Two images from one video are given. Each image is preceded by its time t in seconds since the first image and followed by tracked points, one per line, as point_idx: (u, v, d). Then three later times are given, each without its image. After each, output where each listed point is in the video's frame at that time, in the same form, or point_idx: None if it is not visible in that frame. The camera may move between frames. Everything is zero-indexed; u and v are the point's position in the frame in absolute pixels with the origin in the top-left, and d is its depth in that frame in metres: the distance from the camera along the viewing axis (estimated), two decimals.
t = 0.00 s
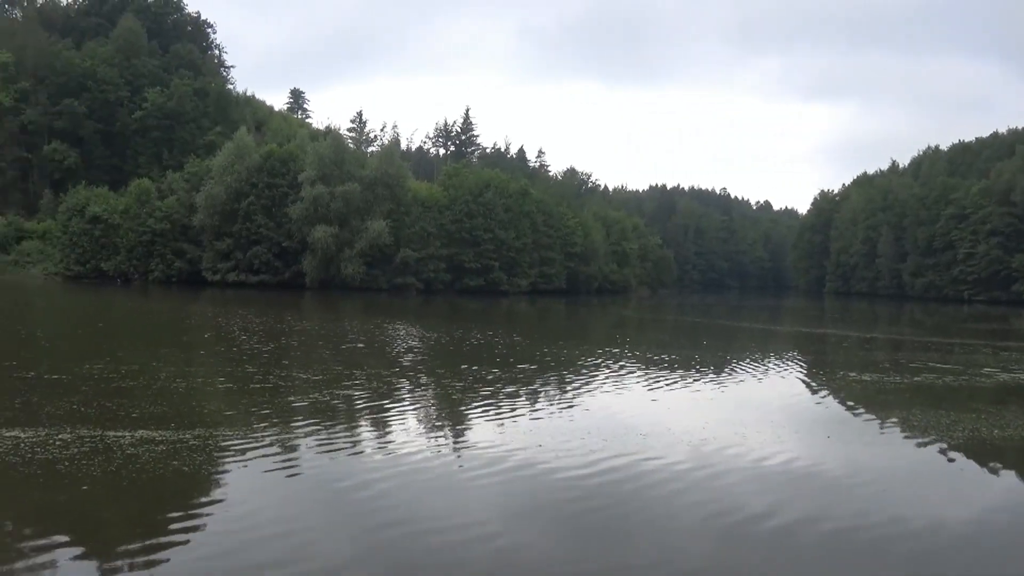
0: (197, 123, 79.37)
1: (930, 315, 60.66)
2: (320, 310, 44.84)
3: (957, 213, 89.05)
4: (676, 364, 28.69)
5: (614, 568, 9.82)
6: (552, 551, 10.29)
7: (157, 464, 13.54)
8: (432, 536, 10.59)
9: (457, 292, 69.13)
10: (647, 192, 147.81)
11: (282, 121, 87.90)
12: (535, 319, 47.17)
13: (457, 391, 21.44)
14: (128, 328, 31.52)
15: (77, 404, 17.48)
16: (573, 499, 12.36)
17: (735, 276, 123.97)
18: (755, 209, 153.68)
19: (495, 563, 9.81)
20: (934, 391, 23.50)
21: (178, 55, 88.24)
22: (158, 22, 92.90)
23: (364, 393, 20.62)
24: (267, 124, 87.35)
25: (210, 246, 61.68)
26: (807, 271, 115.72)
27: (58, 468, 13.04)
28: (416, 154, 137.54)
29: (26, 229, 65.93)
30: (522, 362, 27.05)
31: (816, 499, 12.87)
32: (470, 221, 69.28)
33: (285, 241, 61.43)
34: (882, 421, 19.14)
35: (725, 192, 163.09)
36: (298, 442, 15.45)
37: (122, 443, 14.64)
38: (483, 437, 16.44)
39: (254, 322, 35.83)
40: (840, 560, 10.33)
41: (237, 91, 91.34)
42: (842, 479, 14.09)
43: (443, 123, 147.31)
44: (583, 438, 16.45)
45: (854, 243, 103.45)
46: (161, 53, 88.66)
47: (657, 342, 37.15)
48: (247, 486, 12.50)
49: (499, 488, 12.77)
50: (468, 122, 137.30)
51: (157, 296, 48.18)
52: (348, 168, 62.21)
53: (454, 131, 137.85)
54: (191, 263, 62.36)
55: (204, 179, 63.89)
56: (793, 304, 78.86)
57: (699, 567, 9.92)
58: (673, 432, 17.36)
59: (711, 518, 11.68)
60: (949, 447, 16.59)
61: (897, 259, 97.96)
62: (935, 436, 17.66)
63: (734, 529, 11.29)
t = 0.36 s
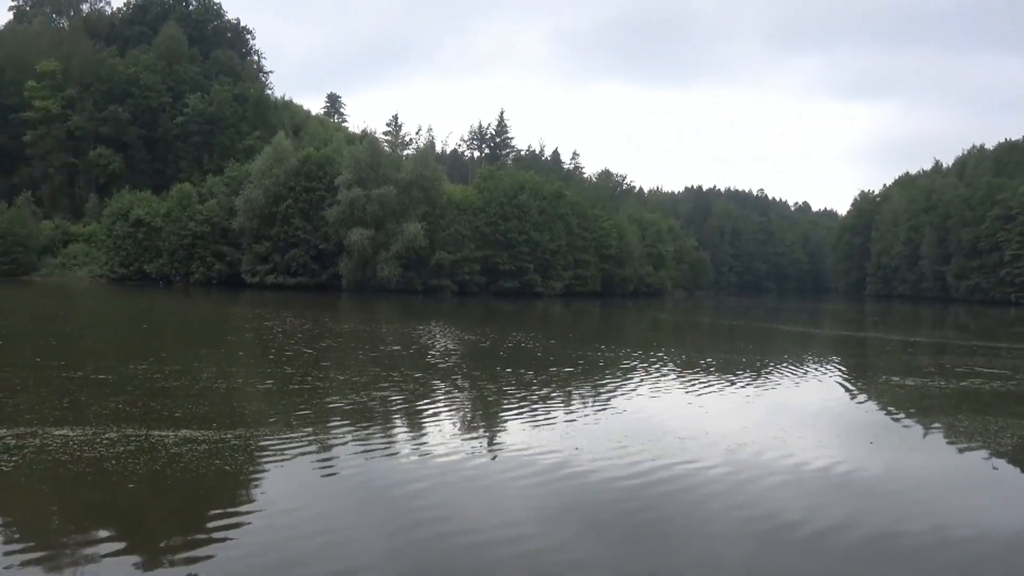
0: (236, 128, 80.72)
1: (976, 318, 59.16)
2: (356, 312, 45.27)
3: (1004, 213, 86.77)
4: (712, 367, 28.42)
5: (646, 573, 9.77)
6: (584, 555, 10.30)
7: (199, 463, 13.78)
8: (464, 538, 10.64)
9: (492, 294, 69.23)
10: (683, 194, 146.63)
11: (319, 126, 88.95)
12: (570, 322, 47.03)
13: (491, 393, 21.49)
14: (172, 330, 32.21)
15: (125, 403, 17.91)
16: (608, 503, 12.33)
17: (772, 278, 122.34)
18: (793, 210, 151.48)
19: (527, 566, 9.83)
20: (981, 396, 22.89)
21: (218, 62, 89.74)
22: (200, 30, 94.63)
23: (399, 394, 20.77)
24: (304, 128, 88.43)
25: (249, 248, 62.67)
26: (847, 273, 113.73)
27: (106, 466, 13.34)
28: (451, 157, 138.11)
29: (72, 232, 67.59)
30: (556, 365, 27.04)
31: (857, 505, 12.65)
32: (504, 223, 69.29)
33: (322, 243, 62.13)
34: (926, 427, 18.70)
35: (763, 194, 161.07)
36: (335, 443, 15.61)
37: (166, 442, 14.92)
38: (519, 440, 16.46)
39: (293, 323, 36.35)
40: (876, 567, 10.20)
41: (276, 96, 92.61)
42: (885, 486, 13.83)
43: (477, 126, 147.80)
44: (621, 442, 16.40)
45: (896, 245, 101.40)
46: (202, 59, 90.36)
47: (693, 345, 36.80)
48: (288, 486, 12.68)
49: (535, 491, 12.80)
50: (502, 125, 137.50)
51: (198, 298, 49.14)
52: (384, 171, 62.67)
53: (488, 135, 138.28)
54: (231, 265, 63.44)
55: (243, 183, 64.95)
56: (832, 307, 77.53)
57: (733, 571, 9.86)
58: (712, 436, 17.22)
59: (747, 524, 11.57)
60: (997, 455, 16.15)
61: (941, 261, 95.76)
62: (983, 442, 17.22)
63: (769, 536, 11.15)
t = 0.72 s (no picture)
0: (279, 134, 82.05)
1: None
2: (397, 315, 45.69)
3: None
4: (754, 370, 28.11)
5: None
6: (626, 564, 10.25)
7: (247, 463, 14.05)
8: (505, 541, 10.73)
9: (531, 297, 69.26)
10: (724, 195, 145.03)
11: (360, 130, 89.98)
12: (609, 324, 46.80)
13: (531, 396, 21.53)
14: (219, 333, 32.91)
15: (175, 403, 18.32)
16: (651, 509, 12.26)
17: (815, 280, 120.34)
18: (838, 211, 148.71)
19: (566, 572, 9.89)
20: None
21: (261, 69, 91.30)
22: (244, 37, 96.37)
23: (440, 396, 20.93)
24: (345, 133, 89.49)
25: (292, 252, 63.67)
26: (894, 274, 111.30)
27: (158, 466, 13.65)
28: (489, 160, 138.60)
29: (121, 237, 69.35)
30: (595, 367, 27.00)
31: (905, 514, 12.41)
32: (543, 225, 69.20)
33: (363, 247, 62.79)
34: (978, 432, 18.26)
35: (806, 194, 158.52)
36: (378, 444, 15.79)
37: (215, 443, 15.22)
38: (560, 442, 16.46)
39: (336, 326, 36.85)
40: None
41: (317, 101, 93.89)
42: (936, 494, 13.55)
43: (516, 129, 148.05)
44: (664, 446, 16.34)
45: (945, 246, 98.95)
46: (246, 67, 92.03)
47: (735, 348, 36.38)
48: (333, 487, 12.86)
49: (577, 495, 12.78)
50: (541, 127, 137.54)
51: (242, 302, 50.06)
52: (424, 175, 63.10)
53: (527, 137, 138.48)
54: (274, 269, 64.50)
55: (285, 188, 66.00)
56: (879, 309, 75.92)
57: None
58: (756, 440, 17.05)
59: (792, 533, 11.42)
60: None
61: (992, 261, 93.16)
62: None
63: (816, 545, 10.97)
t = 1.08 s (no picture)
0: (329, 142, 83.43)
1: None
2: (445, 320, 46.01)
3: None
4: (807, 376, 27.53)
5: None
6: (675, 575, 10.13)
7: (301, 466, 14.30)
8: (557, 548, 10.75)
9: (579, 302, 68.94)
10: (775, 197, 142.46)
11: (408, 137, 90.90)
12: (658, 329, 46.29)
13: (580, 402, 21.41)
14: (273, 338, 33.58)
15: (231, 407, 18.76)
16: (703, 519, 12.08)
17: (871, 283, 117.28)
18: (894, 212, 144.71)
19: None
20: None
21: (312, 79, 92.98)
22: (295, 48, 98.30)
23: (488, 402, 20.97)
24: (394, 140, 90.45)
25: (343, 258, 64.66)
26: (954, 277, 107.78)
27: (216, 468, 14.00)
28: (536, 165, 138.69)
29: (178, 245, 71.29)
30: (644, 373, 26.72)
31: (969, 527, 12.08)
32: (591, 230, 68.87)
33: (411, 253, 63.40)
34: None
35: (861, 195, 154.77)
36: (427, 449, 15.89)
37: (271, 446, 15.53)
38: (609, 449, 16.36)
39: (386, 331, 37.26)
40: None
41: (366, 110, 95.16)
42: (1003, 506, 13.11)
43: (563, 135, 147.97)
44: (717, 453, 16.12)
45: (1009, 247, 95.41)
46: (297, 78, 93.86)
47: (788, 353, 35.65)
48: (385, 492, 13.00)
49: (626, 503, 12.67)
50: (587, 132, 137.14)
51: (294, 307, 50.96)
52: (471, 181, 63.47)
53: (573, 142, 138.25)
54: (325, 276, 65.52)
55: (335, 195, 67.11)
56: (939, 313, 73.55)
57: None
58: (811, 449, 16.73)
59: (850, 544, 11.21)
60: None
61: None
62: None
63: (874, 559, 10.73)
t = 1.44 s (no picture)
0: (379, 150, 84.54)
1: None
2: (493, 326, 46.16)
3: None
4: (863, 385, 26.82)
5: None
6: None
7: (353, 470, 14.48)
8: (607, 557, 10.69)
9: (627, 308, 68.33)
10: (828, 202, 139.41)
11: (456, 144, 91.53)
12: (708, 336, 45.61)
13: (629, 409, 21.21)
14: (325, 343, 34.06)
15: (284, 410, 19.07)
16: (758, 531, 11.86)
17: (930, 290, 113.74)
18: (954, 217, 140.22)
19: None
20: None
21: (362, 88, 94.41)
22: (345, 58, 99.97)
23: (537, 408, 20.92)
24: (442, 147, 91.18)
25: (392, 264, 65.40)
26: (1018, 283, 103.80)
27: (272, 471, 14.27)
28: (584, 171, 138.51)
29: (233, 251, 72.97)
30: (694, 380, 26.38)
31: None
32: (639, 236, 68.30)
33: (459, 259, 63.73)
34: None
35: (919, 199, 150.33)
36: (476, 454, 15.92)
37: (324, 450, 15.77)
38: (658, 456, 16.19)
39: (436, 337, 37.57)
40: None
41: (415, 118, 96.16)
42: None
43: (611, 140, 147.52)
44: (771, 462, 15.82)
45: None
46: (348, 87, 95.41)
47: (843, 361, 34.76)
48: (435, 496, 13.07)
49: (680, 514, 12.49)
50: (635, 137, 136.45)
51: (345, 313, 51.66)
52: (519, 187, 63.65)
53: (621, 147, 137.66)
54: (374, 281, 66.27)
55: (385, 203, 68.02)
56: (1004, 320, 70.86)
57: None
58: (868, 459, 16.31)
59: (910, 559, 10.90)
60: None
61: None
62: None
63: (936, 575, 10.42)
